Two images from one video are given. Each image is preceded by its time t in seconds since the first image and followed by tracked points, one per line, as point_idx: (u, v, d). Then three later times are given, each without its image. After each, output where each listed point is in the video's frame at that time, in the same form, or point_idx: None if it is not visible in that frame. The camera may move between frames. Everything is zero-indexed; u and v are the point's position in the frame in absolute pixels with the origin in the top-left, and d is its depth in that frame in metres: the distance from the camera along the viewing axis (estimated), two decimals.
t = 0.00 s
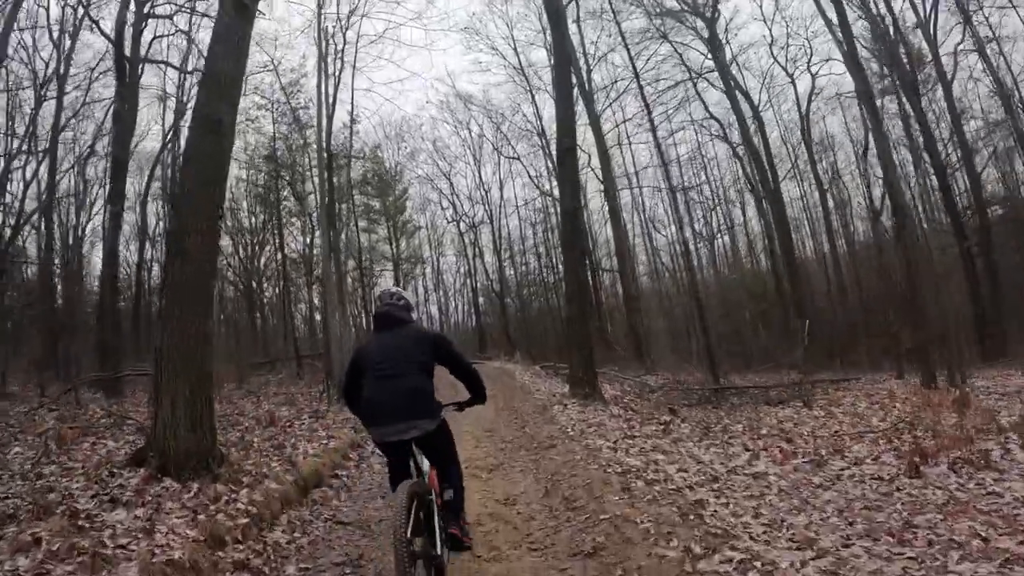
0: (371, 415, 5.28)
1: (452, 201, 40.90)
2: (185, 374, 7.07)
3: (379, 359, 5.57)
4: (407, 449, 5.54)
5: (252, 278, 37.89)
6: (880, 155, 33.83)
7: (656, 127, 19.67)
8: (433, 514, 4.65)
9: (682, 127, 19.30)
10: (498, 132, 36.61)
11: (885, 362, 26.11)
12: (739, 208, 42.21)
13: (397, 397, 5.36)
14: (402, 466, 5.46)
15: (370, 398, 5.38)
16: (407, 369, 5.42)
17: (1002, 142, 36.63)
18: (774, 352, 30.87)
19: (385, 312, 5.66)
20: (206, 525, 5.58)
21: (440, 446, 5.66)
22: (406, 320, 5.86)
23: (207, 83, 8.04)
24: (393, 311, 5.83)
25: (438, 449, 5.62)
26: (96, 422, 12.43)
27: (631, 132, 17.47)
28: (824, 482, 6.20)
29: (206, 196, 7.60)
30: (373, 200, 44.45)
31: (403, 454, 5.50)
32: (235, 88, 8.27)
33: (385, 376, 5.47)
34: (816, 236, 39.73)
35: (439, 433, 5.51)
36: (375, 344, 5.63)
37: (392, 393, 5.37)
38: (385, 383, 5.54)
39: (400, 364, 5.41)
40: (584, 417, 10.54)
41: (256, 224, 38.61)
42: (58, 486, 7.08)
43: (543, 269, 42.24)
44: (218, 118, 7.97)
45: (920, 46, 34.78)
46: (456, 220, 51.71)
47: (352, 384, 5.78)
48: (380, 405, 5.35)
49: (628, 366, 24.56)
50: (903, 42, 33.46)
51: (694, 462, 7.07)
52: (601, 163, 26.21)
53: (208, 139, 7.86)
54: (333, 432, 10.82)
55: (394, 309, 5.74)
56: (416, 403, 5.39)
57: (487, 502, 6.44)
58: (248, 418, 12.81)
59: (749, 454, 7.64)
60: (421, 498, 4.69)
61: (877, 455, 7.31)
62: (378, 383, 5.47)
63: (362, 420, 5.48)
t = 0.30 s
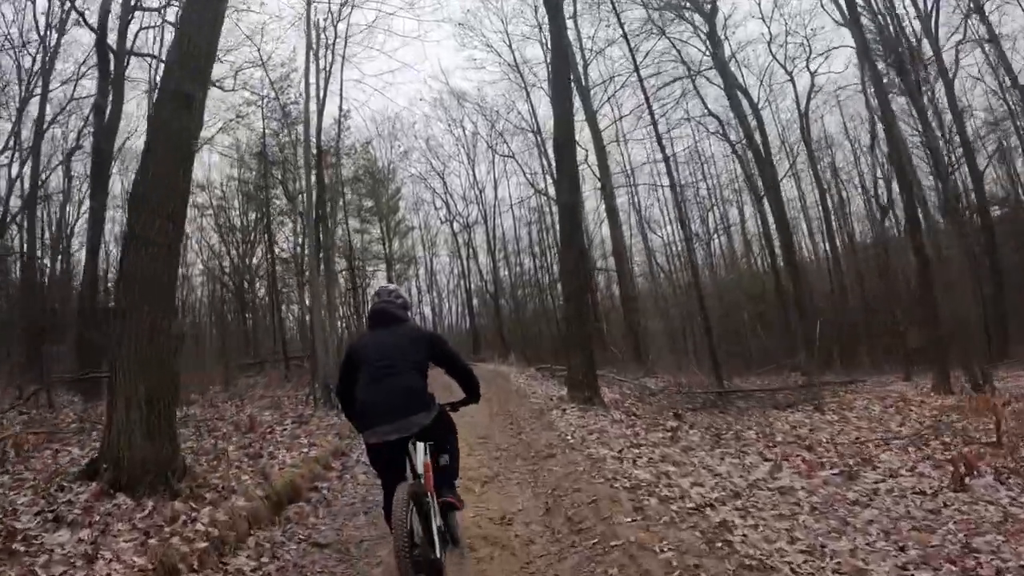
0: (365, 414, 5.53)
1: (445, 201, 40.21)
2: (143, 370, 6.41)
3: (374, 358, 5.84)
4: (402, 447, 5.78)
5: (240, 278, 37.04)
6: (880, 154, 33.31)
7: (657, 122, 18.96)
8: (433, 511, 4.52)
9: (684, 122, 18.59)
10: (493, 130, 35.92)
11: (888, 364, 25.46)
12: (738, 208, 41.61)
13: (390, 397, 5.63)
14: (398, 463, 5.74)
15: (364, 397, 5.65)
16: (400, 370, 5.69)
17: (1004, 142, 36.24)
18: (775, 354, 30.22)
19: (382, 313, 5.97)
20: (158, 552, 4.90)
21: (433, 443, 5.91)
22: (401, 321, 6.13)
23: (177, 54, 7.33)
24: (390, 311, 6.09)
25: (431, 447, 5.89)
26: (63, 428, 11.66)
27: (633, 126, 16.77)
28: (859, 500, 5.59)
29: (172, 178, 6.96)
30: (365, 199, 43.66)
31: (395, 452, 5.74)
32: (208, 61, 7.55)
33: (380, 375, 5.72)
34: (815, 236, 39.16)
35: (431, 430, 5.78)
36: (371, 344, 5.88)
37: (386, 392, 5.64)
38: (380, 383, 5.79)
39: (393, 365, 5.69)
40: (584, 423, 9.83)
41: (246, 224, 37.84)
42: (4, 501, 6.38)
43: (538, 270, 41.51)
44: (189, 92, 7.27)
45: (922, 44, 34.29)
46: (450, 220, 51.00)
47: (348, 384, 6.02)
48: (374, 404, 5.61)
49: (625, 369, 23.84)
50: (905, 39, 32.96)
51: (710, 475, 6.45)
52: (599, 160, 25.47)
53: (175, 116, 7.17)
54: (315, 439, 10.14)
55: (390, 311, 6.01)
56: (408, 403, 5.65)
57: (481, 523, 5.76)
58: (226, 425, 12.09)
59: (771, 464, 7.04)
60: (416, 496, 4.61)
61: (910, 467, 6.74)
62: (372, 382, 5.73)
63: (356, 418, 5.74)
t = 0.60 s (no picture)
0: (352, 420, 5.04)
1: (442, 200, 39.49)
2: (92, 380, 5.75)
3: (365, 362, 5.39)
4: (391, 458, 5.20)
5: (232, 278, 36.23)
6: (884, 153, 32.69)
7: (661, 115, 18.23)
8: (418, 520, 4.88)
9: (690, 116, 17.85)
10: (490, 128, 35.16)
11: (896, 366, 24.66)
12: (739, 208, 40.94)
13: (382, 403, 5.15)
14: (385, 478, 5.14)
15: (353, 401, 5.17)
16: (393, 374, 5.23)
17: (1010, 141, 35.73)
18: (775, 357, 29.51)
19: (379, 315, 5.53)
20: None
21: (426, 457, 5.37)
22: (396, 326, 5.73)
23: (142, 21, 6.59)
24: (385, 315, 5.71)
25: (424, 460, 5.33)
26: (28, 436, 10.90)
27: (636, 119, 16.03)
28: (905, 527, 5.00)
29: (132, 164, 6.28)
30: (359, 198, 42.85)
31: (384, 464, 5.20)
32: (178, 30, 6.83)
33: (371, 379, 5.26)
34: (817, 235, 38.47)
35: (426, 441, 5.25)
36: (362, 347, 5.45)
37: (377, 398, 5.15)
38: (371, 389, 5.31)
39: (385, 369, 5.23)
40: (586, 431, 9.11)
41: (237, 223, 36.98)
42: None
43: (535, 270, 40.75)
44: (154, 64, 6.56)
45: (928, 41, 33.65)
46: (446, 220, 50.23)
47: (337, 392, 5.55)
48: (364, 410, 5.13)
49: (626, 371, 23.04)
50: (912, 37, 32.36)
51: (731, 493, 5.84)
52: (599, 156, 24.71)
53: (137, 91, 6.45)
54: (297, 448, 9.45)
55: (384, 314, 5.62)
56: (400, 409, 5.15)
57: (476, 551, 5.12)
58: (204, 433, 11.36)
59: (799, 480, 6.44)
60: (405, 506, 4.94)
61: (954, 483, 6.15)
62: (363, 388, 5.26)
63: (343, 426, 5.23)
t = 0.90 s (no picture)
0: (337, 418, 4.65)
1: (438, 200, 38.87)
2: (35, 390, 5.09)
3: (351, 357, 5.02)
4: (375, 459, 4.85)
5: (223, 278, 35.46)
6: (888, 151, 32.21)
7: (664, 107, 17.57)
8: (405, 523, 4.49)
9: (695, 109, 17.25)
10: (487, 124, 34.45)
11: (902, 368, 23.88)
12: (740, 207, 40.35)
13: (370, 400, 4.79)
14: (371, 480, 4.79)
15: (337, 398, 4.81)
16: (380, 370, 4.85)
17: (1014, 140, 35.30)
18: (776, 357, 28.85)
19: (364, 309, 5.13)
20: None
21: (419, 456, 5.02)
22: (381, 318, 5.32)
23: None
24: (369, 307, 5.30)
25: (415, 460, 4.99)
26: None
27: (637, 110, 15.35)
28: (965, 553, 4.45)
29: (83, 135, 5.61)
30: (353, 197, 42.11)
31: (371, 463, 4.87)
32: None
33: (356, 376, 4.87)
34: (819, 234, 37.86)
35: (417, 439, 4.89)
36: (346, 342, 5.06)
37: (362, 394, 4.78)
38: (359, 385, 4.94)
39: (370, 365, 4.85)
40: (588, 437, 8.46)
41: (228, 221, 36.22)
42: None
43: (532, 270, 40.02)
44: (110, 34, 5.91)
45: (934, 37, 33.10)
46: (441, 219, 49.52)
47: (322, 391, 5.19)
48: (351, 407, 4.77)
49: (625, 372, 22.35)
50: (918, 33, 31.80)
51: (757, 511, 5.27)
52: (599, 151, 24.00)
53: (89, 61, 5.78)
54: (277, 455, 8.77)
55: (366, 307, 5.19)
56: (389, 406, 4.79)
57: None
58: (179, 437, 10.67)
59: (830, 495, 5.88)
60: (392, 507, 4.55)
61: (1004, 497, 5.60)
62: (349, 384, 4.89)
63: (329, 426, 4.88)
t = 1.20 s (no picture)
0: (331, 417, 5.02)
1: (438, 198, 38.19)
2: None
3: (343, 358, 5.37)
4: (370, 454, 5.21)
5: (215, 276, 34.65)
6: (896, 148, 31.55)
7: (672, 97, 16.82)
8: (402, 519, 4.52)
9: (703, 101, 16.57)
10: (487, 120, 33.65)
11: (914, 367, 23.14)
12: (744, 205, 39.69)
13: (361, 400, 5.16)
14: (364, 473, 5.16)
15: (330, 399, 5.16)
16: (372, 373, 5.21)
17: None
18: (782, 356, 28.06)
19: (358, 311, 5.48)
20: None
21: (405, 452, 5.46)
22: (373, 322, 5.72)
23: None
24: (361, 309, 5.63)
25: (403, 456, 5.36)
26: None
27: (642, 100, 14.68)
28: None
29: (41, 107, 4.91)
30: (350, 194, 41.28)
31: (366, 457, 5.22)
32: None
33: (348, 377, 5.23)
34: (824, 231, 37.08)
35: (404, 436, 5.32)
36: (338, 344, 5.41)
37: (354, 395, 5.15)
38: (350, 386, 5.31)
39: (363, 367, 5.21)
40: (594, 445, 7.75)
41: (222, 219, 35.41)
42: None
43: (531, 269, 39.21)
44: None
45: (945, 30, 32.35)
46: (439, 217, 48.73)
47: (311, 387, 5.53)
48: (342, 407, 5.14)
49: (628, 373, 21.68)
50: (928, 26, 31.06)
51: (795, 533, 4.65)
52: (602, 145, 23.21)
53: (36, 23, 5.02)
54: (257, 462, 8.08)
55: (360, 308, 5.53)
56: (380, 406, 5.19)
57: None
58: (156, 441, 10.00)
59: (875, 512, 5.26)
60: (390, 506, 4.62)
61: None
62: (340, 385, 5.26)
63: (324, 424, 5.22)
